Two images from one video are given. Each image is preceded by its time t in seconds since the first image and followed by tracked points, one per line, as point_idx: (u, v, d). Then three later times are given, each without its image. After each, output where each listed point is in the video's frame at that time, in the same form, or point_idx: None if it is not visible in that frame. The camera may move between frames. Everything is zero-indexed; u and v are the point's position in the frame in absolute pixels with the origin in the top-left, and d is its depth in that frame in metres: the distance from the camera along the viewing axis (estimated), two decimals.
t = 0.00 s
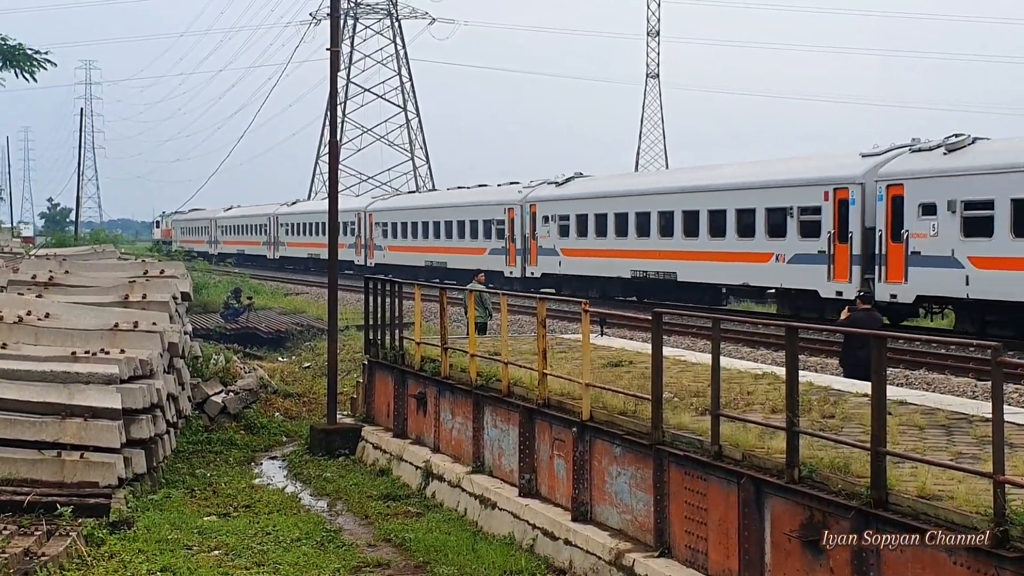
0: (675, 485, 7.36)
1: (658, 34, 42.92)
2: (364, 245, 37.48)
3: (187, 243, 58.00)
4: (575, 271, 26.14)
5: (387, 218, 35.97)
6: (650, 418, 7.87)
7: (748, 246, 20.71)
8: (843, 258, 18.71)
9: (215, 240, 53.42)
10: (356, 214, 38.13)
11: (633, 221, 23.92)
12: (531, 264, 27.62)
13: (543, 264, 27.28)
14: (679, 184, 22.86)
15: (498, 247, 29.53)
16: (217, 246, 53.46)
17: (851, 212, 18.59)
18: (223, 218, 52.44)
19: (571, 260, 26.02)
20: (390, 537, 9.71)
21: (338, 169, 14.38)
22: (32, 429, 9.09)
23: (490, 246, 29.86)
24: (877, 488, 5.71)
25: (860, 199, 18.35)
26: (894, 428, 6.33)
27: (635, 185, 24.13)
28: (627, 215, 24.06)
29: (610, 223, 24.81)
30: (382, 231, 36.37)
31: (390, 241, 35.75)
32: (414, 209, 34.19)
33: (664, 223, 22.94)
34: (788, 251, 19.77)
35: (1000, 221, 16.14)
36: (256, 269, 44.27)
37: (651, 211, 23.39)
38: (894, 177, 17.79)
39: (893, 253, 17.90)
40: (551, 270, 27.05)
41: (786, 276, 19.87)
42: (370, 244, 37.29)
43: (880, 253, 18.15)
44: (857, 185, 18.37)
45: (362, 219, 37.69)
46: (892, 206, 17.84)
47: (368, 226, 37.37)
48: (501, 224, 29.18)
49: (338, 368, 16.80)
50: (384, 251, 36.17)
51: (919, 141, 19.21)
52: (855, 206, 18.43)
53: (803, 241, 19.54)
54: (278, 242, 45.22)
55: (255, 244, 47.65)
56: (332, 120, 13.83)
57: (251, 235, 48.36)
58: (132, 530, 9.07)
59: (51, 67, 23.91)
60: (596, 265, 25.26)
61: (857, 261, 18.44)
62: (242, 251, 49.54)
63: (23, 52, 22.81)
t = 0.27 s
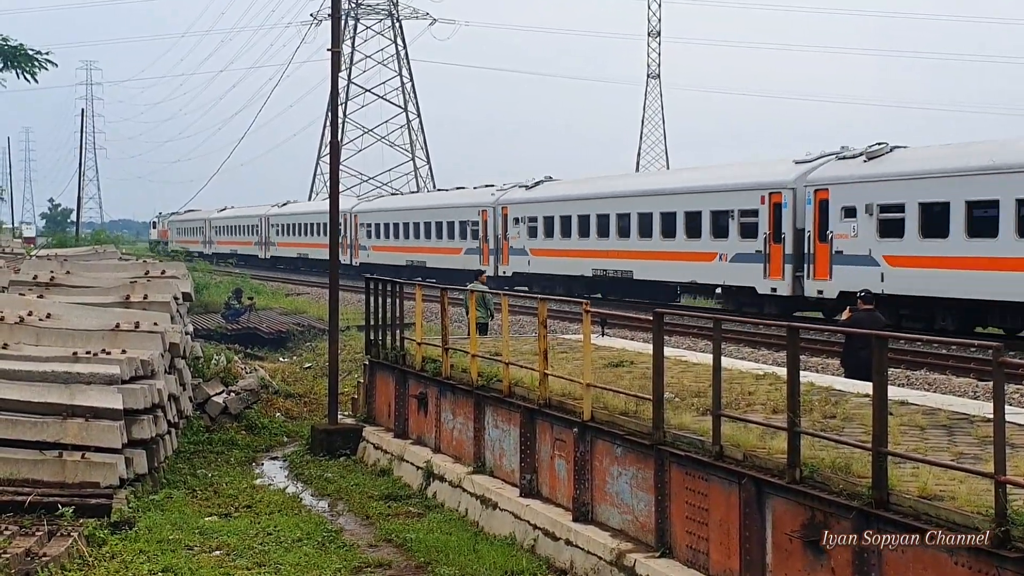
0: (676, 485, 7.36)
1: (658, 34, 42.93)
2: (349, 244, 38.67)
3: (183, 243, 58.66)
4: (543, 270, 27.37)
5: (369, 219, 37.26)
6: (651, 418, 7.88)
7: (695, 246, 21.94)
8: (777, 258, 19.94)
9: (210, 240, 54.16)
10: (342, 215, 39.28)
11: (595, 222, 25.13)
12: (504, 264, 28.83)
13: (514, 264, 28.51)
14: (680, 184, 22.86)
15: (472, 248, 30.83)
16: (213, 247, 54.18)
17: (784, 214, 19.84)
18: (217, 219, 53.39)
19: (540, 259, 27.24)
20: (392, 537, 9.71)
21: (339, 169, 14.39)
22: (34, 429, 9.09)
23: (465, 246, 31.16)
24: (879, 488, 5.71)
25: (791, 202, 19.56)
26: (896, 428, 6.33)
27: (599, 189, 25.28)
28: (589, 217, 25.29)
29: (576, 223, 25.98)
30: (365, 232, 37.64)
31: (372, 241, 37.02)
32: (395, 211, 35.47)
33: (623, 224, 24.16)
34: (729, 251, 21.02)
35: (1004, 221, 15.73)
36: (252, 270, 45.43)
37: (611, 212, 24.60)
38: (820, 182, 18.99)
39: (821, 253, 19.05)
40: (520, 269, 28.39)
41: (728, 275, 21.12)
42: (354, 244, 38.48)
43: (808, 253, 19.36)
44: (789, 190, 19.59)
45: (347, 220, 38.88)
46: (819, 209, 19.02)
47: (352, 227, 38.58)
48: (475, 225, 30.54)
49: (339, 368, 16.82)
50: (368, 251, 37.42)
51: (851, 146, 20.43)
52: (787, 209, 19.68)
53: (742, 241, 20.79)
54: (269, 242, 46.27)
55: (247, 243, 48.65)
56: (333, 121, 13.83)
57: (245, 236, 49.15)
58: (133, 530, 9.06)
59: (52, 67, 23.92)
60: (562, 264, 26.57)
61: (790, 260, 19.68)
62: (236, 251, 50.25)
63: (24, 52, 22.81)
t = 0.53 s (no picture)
0: (678, 486, 7.36)
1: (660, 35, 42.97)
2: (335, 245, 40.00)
3: (180, 244, 59.40)
4: (516, 269, 28.93)
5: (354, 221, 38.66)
6: (653, 418, 7.88)
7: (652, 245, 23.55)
8: (722, 257, 21.58)
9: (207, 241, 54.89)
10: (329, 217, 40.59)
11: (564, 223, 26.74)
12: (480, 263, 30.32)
13: (490, 262, 30.03)
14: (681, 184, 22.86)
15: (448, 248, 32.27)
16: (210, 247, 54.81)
17: (728, 216, 21.59)
18: (213, 221, 54.32)
19: (513, 258, 28.80)
20: (394, 538, 9.72)
21: (341, 170, 14.40)
22: (36, 430, 9.09)
23: (443, 247, 32.53)
24: (881, 488, 5.70)
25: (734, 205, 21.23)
26: (898, 429, 6.33)
27: (570, 192, 26.84)
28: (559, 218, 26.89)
29: (548, 224, 27.56)
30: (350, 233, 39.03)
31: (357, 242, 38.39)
32: (379, 212, 36.82)
33: (589, 225, 25.77)
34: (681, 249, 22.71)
35: (1010, 221, 15.78)
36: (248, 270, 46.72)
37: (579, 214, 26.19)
38: (759, 187, 20.66)
39: (758, 252, 20.76)
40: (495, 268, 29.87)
41: (679, 272, 22.79)
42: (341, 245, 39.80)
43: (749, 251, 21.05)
44: (731, 194, 21.29)
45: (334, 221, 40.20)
46: (757, 213, 20.74)
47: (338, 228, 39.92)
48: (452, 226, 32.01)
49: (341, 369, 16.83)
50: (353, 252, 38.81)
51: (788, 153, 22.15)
52: (731, 211, 21.34)
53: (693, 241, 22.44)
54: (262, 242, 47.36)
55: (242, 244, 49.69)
56: (335, 121, 13.85)
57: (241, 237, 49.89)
58: (136, 531, 9.07)
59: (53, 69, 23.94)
60: (533, 263, 28.05)
61: (733, 258, 21.34)
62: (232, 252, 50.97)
63: (25, 53, 22.82)
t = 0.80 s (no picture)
0: (679, 485, 7.36)
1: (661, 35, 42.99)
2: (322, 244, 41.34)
3: (174, 243, 60.00)
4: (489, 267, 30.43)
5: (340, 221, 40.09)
6: (653, 417, 7.88)
7: (610, 244, 25.06)
8: (672, 256, 23.13)
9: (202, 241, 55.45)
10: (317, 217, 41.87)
11: (532, 223, 28.22)
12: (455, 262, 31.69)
13: (464, 261, 31.44)
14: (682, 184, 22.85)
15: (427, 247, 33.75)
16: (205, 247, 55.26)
17: (678, 218, 23.13)
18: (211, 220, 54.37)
19: (486, 257, 30.26)
20: (395, 538, 9.72)
21: (342, 170, 14.41)
22: (36, 430, 9.09)
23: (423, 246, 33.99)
24: (882, 488, 5.70)
25: (683, 207, 22.86)
26: (898, 428, 6.33)
27: (540, 194, 28.23)
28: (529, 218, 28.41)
29: (518, 225, 29.03)
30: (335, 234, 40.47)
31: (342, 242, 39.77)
32: (364, 213, 38.23)
33: (554, 225, 27.29)
34: (635, 248, 24.27)
35: (1015, 221, 16.00)
36: (242, 270, 47.82)
37: (546, 215, 27.68)
38: (704, 191, 22.30)
39: (703, 251, 22.33)
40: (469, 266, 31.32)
41: (634, 270, 24.38)
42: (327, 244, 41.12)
43: (695, 250, 22.66)
44: (681, 197, 22.92)
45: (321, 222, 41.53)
46: (703, 214, 22.37)
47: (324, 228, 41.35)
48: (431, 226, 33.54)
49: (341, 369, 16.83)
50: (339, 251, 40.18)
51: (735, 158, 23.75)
52: (680, 213, 22.96)
53: (646, 241, 23.97)
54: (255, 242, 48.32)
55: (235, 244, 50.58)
56: (336, 121, 13.86)
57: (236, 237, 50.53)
58: (136, 531, 9.07)
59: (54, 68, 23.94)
60: (504, 262, 29.55)
61: (682, 257, 22.89)
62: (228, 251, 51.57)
63: (25, 53, 22.81)
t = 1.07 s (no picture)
0: (680, 486, 7.35)
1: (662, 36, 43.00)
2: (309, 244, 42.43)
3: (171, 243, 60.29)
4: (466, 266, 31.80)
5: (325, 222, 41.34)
6: (654, 418, 7.88)
7: (574, 244, 26.47)
8: (629, 256, 24.54)
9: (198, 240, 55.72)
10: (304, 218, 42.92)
11: (506, 225, 29.58)
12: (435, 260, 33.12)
13: (443, 260, 32.88)
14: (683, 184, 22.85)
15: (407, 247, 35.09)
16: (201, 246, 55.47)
17: (635, 220, 24.53)
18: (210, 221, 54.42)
19: (463, 256, 31.64)
20: (396, 538, 9.72)
21: (343, 170, 14.41)
22: (37, 430, 9.09)
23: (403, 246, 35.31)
24: (883, 489, 5.70)
25: (638, 209, 24.25)
26: (900, 429, 6.33)
27: (514, 196, 29.58)
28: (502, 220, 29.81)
29: (492, 225, 30.43)
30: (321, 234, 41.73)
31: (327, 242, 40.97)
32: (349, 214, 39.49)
33: (524, 227, 28.73)
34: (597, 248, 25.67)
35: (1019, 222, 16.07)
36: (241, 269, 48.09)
37: (518, 217, 29.12)
38: (658, 195, 23.72)
39: (656, 251, 23.71)
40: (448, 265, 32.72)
41: (595, 269, 25.76)
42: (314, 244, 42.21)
43: (650, 250, 24.03)
44: (637, 200, 24.31)
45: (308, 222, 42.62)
46: (656, 217, 23.78)
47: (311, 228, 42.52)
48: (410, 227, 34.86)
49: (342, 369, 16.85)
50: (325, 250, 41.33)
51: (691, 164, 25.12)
52: (636, 215, 24.35)
53: (608, 241, 25.39)
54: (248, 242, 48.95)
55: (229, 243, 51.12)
56: (337, 121, 13.86)
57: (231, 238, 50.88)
58: (138, 531, 9.07)
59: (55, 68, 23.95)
60: (479, 261, 30.92)
61: (639, 256, 24.27)
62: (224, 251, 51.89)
63: (27, 53, 22.82)
